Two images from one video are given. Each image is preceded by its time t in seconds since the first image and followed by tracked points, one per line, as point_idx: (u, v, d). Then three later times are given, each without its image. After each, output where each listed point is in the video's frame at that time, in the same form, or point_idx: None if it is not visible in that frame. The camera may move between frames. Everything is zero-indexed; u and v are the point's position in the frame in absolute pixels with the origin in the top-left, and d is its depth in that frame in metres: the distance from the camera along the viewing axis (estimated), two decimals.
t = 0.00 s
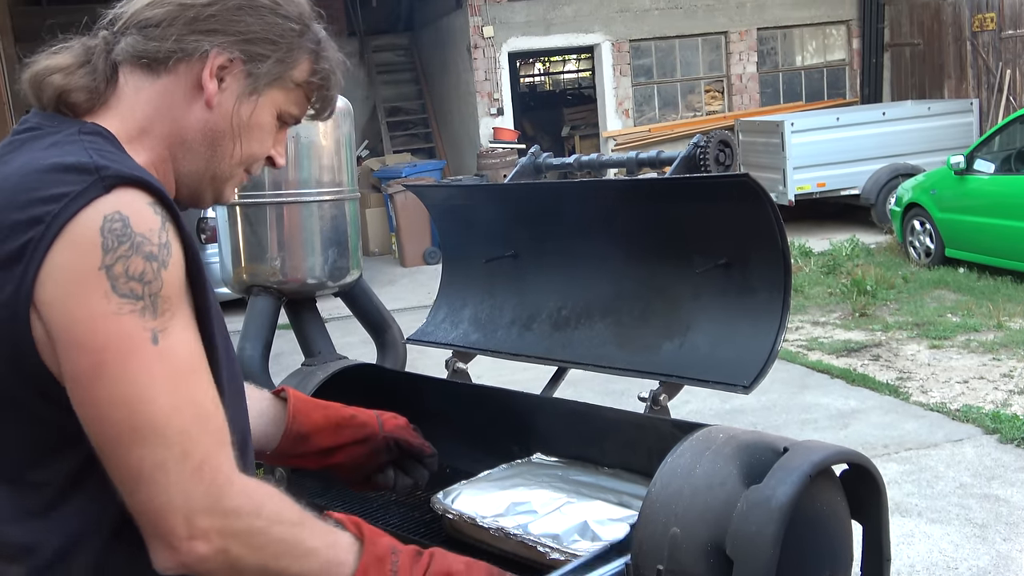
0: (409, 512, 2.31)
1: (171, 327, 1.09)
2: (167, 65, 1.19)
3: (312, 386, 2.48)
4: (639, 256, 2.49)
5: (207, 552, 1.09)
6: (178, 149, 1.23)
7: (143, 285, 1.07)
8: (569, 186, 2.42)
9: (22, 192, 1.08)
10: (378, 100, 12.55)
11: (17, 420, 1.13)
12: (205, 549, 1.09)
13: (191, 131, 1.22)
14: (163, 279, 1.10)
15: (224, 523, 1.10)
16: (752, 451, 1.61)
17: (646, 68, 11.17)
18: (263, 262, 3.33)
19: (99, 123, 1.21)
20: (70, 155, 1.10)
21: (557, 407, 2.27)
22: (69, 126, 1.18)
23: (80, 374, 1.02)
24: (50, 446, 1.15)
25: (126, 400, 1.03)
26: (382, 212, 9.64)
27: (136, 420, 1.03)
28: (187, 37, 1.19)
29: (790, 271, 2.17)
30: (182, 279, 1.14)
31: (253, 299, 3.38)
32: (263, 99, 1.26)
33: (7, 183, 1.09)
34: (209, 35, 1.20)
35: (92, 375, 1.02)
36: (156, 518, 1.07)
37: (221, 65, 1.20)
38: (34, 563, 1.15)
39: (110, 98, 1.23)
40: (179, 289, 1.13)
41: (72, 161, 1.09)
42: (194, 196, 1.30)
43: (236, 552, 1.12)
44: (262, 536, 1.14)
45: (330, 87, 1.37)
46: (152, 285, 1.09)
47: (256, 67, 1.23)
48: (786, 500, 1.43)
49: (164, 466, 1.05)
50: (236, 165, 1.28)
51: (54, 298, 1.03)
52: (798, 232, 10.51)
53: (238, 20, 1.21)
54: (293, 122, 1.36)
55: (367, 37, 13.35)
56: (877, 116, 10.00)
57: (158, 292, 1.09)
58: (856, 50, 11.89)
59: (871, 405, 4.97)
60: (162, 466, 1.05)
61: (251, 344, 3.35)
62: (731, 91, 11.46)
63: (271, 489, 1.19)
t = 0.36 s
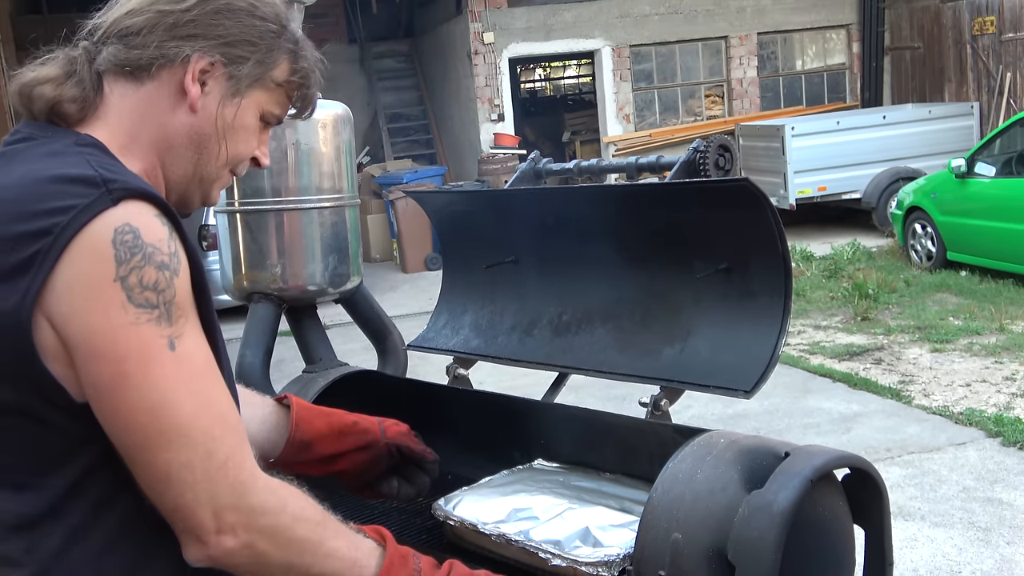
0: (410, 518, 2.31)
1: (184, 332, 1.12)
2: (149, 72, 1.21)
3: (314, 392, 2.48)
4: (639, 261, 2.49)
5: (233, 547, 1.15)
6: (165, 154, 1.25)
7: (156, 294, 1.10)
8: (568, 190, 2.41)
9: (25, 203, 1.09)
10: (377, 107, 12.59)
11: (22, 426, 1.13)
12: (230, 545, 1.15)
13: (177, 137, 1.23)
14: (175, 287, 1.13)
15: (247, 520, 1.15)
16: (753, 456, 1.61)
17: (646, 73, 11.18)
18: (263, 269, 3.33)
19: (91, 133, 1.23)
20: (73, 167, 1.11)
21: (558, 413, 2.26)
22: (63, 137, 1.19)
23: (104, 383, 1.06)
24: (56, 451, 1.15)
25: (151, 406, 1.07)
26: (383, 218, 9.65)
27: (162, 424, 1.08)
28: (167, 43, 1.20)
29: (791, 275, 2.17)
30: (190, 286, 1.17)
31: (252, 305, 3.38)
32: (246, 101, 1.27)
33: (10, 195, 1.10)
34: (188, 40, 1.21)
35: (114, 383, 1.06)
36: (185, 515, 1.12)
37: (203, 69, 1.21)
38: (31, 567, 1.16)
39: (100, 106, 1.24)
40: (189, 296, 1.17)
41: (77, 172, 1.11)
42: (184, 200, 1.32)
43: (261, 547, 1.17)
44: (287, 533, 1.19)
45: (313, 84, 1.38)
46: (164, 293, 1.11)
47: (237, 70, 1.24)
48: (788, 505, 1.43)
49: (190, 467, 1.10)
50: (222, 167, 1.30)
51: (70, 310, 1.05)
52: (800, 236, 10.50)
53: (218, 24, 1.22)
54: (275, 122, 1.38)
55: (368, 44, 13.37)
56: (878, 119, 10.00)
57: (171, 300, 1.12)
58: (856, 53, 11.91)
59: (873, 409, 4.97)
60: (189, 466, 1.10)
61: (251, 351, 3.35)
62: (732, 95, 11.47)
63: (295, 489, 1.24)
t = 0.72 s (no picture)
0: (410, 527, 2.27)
1: (178, 343, 1.05)
2: (151, 73, 1.18)
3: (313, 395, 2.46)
4: (642, 267, 2.48)
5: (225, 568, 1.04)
6: (169, 155, 1.22)
7: (151, 305, 1.04)
8: (568, 194, 2.41)
9: (33, 209, 1.05)
10: (378, 110, 12.60)
11: (25, 437, 1.10)
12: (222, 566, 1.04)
13: (180, 138, 1.21)
14: (171, 300, 1.07)
15: (239, 535, 1.05)
16: (755, 461, 1.60)
17: (647, 77, 11.18)
18: (263, 274, 3.33)
19: (94, 139, 1.20)
20: (77, 175, 1.07)
21: (560, 419, 2.24)
22: (70, 143, 1.16)
23: (90, 391, 1.00)
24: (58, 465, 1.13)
25: (134, 418, 1.00)
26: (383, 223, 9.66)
27: (148, 437, 1.00)
28: (167, 45, 1.18)
29: (794, 281, 2.16)
30: (189, 300, 1.11)
31: (252, 310, 3.37)
32: (245, 101, 1.25)
33: (12, 197, 1.07)
34: (190, 41, 1.19)
35: (103, 395, 1.00)
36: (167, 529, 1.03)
37: (204, 69, 1.19)
38: None
39: (104, 111, 1.22)
40: (186, 308, 1.10)
41: (80, 181, 1.06)
42: (190, 201, 1.30)
43: (260, 566, 1.07)
44: (282, 541, 1.08)
45: (315, 86, 1.37)
46: (161, 304, 1.05)
47: (238, 69, 1.22)
48: (790, 512, 1.43)
49: (178, 482, 1.01)
50: (226, 167, 1.27)
51: (64, 321, 1.01)
52: (802, 241, 10.47)
53: (218, 24, 1.21)
54: (278, 123, 1.36)
55: (369, 50, 13.42)
56: (880, 123, 9.98)
57: (167, 312, 1.06)
58: (859, 58, 11.85)
59: (876, 415, 4.95)
60: (174, 481, 1.01)
61: (250, 355, 3.31)
62: (734, 99, 11.46)
63: (287, 494, 1.13)
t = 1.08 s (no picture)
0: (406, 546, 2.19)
1: (340, 336, 1.17)
2: (238, 87, 1.24)
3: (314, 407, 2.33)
4: (653, 272, 2.31)
5: (446, 517, 1.23)
6: (245, 173, 1.29)
7: (308, 305, 1.15)
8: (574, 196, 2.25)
9: (153, 219, 1.14)
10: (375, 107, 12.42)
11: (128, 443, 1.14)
12: (445, 517, 1.23)
13: (258, 155, 1.27)
14: (318, 295, 1.18)
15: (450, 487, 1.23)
16: (773, 477, 1.49)
17: (657, 71, 11.01)
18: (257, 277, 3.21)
19: (176, 145, 1.27)
20: (195, 187, 1.17)
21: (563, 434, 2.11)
22: (153, 149, 1.24)
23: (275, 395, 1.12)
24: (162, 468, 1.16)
25: (325, 415, 1.12)
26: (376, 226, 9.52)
27: (344, 426, 1.13)
28: (258, 60, 1.24)
29: (812, 285, 2.00)
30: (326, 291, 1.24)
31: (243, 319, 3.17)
32: (327, 121, 1.30)
33: (125, 206, 1.16)
34: (283, 57, 1.25)
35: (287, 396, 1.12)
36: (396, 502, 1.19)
37: (290, 87, 1.25)
38: None
39: (185, 119, 1.28)
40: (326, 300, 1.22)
41: (208, 194, 1.16)
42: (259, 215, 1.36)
43: (469, 507, 1.26)
44: (479, 482, 1.26)
45: (383, 110, 1.40)
46: (315, 303, 1.16)
47: (323, 90, 1.28)
48: (811, 531, 1.32)
49: (384, 460, 1.16)
50: (301, 185, 1.34)
51: (223, 334, 1.10)
52: (822, 245, 10.25)
53: (308, 41, 1.26)
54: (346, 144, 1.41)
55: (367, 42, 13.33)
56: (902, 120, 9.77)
57: (321, 306, 1.17)
58: (880, 50, 11.68)
59: (900, 428, 4.75)
60: (380, 458, 1.16)
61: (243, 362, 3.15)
62: (748, 94, 11.27)
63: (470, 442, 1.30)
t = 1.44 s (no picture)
0: (409, 554, 2.13)
1: (409, 327, 1.24)
2: (286, 92, 1.27)
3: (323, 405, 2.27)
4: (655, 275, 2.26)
5: (521, 495, 1.31)
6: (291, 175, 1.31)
7: (380, 298, 1.21)
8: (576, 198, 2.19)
9: (223, 217, 1.17)
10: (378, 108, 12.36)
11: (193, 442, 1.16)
12: (519, 496, 1.31)
13: (306, 155, 1.30)
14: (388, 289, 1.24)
15: (522, 468, 1.31)
16: (782, 482, 1.46)
17: (661, 70, 10.94)
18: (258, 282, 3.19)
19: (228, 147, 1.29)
20: (267, 186, 1.21)
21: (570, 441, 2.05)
22: (208, 150, 1.26)
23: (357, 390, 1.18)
24: (234, 467, 1.18)
25: (404, 404, 1.19)
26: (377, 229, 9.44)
27: (421, 415, 1.20)
28: (310, 65, 1.27)
29: (822, 287, 1.94)
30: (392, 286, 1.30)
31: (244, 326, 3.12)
32: (363, 128, 1.35)
33: (196, 206, 1.19)
34: (333, 65, 1.28)
35: (368, 390, 1.18)
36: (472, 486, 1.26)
37: (338, 92, 1.28)
38: None
39: (235, 124, 1.30)
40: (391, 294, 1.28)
41: (280, 192, 1.20)
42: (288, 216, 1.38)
43: (538, 488, 1.34)
44: (547, 468, 1.35)
45: (405, 117, 1.45)
46: (386, 296, 1.22)
47: (364, 97, 1.32)
48: (820, 538, 1.29)
49: (460, 444, 1.23)
50: (334, 190, 1.38)
51: (304, 333, 1.15)
52: (831, 246, 10.17)
53: (353, 47, 1.30)
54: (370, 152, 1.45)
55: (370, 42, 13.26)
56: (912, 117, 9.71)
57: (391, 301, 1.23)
58: (889, 46, 11.59)
59: (912, 432, 4.68)
60: (458, 444, 1.23)
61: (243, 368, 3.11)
62: (755, 92, 11.21)
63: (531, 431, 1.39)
